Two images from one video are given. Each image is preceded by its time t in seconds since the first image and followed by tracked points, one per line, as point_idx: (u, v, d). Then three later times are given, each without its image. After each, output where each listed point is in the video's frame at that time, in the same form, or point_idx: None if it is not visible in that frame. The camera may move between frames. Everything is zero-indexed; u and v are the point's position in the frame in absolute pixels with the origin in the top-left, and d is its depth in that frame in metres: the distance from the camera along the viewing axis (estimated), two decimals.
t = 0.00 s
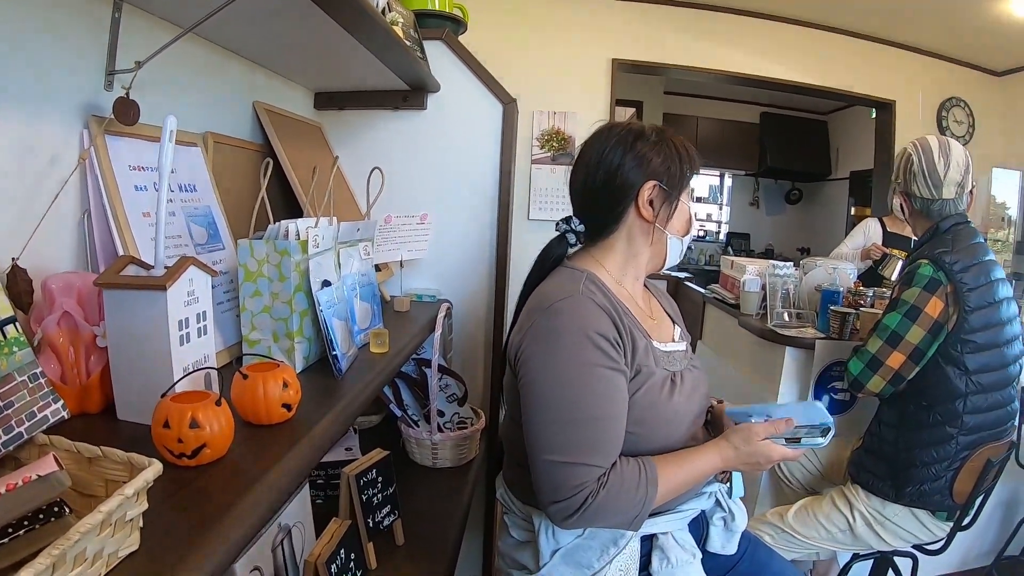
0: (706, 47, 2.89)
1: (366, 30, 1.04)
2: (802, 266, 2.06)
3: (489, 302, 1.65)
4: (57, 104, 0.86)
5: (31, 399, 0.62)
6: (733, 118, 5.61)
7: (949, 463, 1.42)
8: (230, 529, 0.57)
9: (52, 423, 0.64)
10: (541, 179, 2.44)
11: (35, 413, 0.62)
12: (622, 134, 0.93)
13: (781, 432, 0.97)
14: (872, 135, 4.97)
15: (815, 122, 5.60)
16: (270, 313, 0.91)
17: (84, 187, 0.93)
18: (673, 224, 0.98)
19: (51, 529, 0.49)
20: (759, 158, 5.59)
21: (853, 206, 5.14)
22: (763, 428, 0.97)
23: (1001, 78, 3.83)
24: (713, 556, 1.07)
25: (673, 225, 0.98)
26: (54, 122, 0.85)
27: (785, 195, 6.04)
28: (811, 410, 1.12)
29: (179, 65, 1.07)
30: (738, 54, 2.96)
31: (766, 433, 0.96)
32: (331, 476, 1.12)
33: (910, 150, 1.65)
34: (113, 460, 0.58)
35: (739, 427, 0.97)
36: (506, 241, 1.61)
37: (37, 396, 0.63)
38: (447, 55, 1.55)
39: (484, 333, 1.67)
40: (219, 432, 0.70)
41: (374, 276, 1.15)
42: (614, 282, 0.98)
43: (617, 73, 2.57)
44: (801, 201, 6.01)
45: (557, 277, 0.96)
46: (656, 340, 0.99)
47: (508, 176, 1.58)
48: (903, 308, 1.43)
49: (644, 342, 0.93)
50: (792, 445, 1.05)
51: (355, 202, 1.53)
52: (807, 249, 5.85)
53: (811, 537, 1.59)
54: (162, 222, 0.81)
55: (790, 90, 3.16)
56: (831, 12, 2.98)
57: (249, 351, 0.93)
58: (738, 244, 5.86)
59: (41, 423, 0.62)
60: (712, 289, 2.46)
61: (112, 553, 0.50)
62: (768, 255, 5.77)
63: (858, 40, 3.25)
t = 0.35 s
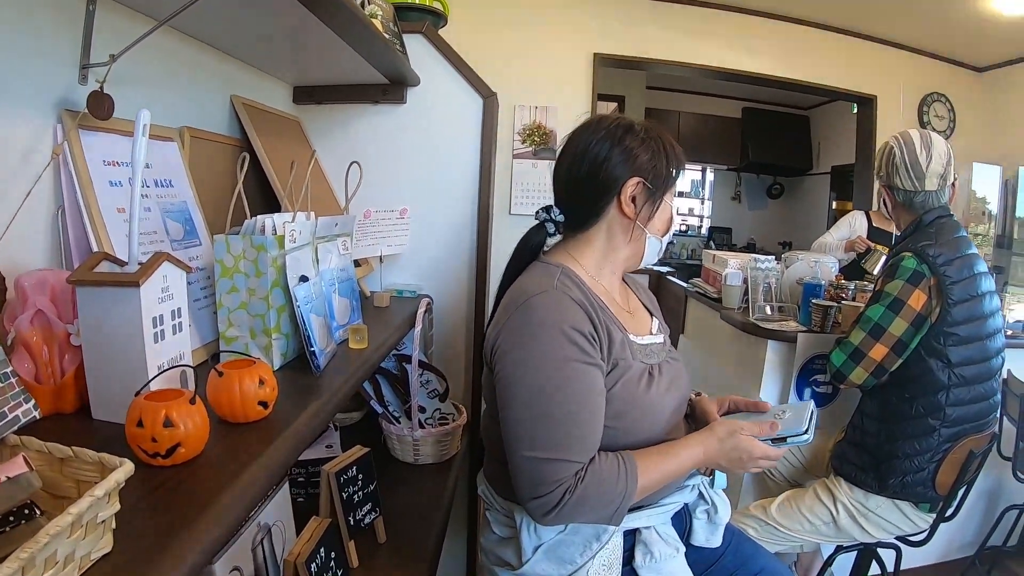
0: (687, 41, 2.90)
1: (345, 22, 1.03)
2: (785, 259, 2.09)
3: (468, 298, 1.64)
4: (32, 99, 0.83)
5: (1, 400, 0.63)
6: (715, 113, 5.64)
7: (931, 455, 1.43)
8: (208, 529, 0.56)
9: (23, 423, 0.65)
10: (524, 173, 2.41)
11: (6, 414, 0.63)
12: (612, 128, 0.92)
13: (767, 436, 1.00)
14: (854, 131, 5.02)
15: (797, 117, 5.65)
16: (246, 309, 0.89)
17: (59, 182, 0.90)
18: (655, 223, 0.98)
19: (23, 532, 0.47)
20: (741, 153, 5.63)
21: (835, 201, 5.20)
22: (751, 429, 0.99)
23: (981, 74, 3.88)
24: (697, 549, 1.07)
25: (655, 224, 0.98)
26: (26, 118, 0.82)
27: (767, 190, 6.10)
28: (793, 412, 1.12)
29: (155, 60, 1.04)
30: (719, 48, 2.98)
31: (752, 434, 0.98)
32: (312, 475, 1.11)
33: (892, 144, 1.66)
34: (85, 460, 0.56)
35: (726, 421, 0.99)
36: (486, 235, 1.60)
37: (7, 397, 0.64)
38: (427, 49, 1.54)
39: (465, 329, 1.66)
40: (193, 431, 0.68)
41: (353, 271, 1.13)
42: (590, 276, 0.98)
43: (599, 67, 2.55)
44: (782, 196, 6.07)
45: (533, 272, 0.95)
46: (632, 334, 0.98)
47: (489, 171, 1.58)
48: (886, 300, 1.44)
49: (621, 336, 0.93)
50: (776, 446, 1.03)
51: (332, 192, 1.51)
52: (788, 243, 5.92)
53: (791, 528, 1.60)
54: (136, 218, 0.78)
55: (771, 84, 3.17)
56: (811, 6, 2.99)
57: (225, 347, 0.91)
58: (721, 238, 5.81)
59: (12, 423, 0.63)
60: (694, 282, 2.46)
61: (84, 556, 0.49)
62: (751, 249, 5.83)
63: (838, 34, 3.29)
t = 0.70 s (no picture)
0: (668, 39, 2.91)
1: (324, 22, 1.02)
2: (768, 257, 2.12)
3: (451, 298, 1.63)
4: (7, 102, 0.81)
5: None
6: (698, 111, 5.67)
7: (917, 448, 1.44)
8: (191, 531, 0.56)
9: None
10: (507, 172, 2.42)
11: None
12: (585, 125, 0.92)
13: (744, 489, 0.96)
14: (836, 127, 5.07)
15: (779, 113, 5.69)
16: (226, 312, 0.88)
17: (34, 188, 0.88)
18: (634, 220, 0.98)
19: None
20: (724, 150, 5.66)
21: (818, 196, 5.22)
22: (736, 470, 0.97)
23: (962, 70, 3.93)
24: (682, 546, 1.07)
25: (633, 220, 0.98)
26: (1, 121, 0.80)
27: (750, 186, 6.14)
28: (768, 455, 1.01)
29: (132, 61, 1.02)
30: (700, 46, 2.99)
31: (734, 482, 0.95)
32: (294, 477, 1.08)
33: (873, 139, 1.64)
34: (60, 468, 0.55)
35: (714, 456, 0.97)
36: (468, 235, 1.60)
37: None
38: (407, 49, 1.53)
39: (448, 329, 1.65)
40: (170, 436, 0.67)
41: (333, 272, 1.12)
42: (572, 275, 0.98)
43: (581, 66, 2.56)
44: (765, 192, 6.12)
45: (514, 271, 0.95)
46: (614, 334, 0.98)
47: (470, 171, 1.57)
48: (869, 294, 1.45)
49: (603, 334, 0.93)
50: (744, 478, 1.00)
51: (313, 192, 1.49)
52: (771, 239, 5.97)
53: (779, 525, 1.59)
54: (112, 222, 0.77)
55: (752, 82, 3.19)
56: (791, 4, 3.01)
57: (206, 351, 0.90)
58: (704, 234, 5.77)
59: None
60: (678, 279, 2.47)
61: (62, 564, 0.48)
62: (735, 245, 5.86)
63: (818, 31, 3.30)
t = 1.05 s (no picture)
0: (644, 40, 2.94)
1: (300, 25, 1.01)
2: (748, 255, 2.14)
3: (430, 301, 1.63)
4: None
5: None
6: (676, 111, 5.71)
7: (900, 444, 1.45)
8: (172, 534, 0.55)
9: None
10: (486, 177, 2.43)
11: None
12: (557, 127, 0.92)
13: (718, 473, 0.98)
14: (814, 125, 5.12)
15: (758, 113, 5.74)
16: (203, 319, 0.87)
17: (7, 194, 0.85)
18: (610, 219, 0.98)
19: None
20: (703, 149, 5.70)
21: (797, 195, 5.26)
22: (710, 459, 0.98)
23: (940, 67, 3.98)
24: (666, 546, 1.07)
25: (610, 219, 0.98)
26: None
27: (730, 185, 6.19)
28: (736, 439, 0.99)
29: (106, 65, 1.01)
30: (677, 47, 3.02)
31: (711, 471, 0.97)
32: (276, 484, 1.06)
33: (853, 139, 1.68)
34: (35, 478, 0.54)
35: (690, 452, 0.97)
36: (446, 238, 1.59)
37: None
38: (384, 51, 1.51)
39: (429, 332, 1.64)
40: (146, 445, 0.66)
41: (311, 276, 1.12)
42: (549, 276, 0.98)
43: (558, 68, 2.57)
44: (745, 191, 6.17)
45: (492, 274, 0.95)
46: (592, 333, 0.99)
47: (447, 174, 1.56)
48: (857, 291, 1.45)
49: (581, 335, 0.93)
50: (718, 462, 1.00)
51: (290, 195, 1.48)
52: (751, 237, 6.03)
53: (764, 522, 1.61)
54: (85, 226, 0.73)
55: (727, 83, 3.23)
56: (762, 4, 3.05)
57: (182, 358, 0.89)
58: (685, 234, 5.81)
59: None
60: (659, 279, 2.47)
61: None
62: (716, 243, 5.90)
63: (790, 29, 3.39)
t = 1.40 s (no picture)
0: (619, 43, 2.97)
1: (276, 32, 1.01)
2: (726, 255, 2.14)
3: (409, 306, 1.62)
4: None
5: None
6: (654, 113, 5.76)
7: (882, 439, 1.47)
8: (151, 544, 0.55)
9: None
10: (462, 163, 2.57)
11: None
12: (534, 133, 0.93)
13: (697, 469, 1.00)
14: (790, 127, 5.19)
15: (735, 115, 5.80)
16: (179, 327, 0.87)
17: None
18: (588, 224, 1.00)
19: None
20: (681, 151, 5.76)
21: (775, 194, 5.34)
22: (688, 455, 1.00)
23: (914, 68, 4.05)
24: (648, 546, 1.08)
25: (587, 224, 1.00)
26: None
27: (708, 187, 6.25)
28: (711, 435, 1.03)
29: (80, 71, 1.00)
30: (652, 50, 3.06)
31: (689, 466, 0.99)
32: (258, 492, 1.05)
33: (843, 134, 1.66)
34: (9, 489, 0.53)
35: (668, 449, 0.99)
36: (424, 242, 1.59)
37: None
38: (361, 57, 1.51)
39: (408, 337, 1.64)
40: (123, 455, 0.64)
41: (288, 283, 1.12)
42: (528, 278, 0.98)
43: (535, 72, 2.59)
44: (723, 192, 6.23)
45: (472, 274, 0.95)
46: (571, 334, 1.00)
47: (424, 178, 1.57)
48: (835, 294, 1.47)
49: (561, 333, 0.94)
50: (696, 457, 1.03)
51: (266, 202, 1.46)
52: (729, 238, 6.09)
53: (746, 521, 1.61)
54: (59, 236, 0.74)
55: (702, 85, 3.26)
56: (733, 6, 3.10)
57: (160, 367, 0.88)
58: (664, 236, 5.85)
59: None
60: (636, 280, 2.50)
61: None
62: (695, 245, 5.95)
63: (764, 31, 3.47)
